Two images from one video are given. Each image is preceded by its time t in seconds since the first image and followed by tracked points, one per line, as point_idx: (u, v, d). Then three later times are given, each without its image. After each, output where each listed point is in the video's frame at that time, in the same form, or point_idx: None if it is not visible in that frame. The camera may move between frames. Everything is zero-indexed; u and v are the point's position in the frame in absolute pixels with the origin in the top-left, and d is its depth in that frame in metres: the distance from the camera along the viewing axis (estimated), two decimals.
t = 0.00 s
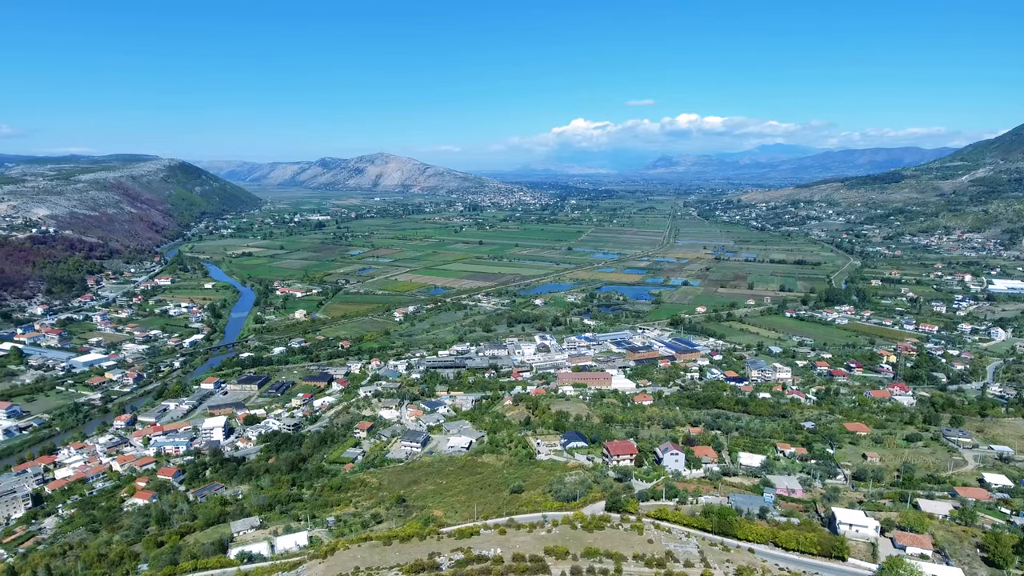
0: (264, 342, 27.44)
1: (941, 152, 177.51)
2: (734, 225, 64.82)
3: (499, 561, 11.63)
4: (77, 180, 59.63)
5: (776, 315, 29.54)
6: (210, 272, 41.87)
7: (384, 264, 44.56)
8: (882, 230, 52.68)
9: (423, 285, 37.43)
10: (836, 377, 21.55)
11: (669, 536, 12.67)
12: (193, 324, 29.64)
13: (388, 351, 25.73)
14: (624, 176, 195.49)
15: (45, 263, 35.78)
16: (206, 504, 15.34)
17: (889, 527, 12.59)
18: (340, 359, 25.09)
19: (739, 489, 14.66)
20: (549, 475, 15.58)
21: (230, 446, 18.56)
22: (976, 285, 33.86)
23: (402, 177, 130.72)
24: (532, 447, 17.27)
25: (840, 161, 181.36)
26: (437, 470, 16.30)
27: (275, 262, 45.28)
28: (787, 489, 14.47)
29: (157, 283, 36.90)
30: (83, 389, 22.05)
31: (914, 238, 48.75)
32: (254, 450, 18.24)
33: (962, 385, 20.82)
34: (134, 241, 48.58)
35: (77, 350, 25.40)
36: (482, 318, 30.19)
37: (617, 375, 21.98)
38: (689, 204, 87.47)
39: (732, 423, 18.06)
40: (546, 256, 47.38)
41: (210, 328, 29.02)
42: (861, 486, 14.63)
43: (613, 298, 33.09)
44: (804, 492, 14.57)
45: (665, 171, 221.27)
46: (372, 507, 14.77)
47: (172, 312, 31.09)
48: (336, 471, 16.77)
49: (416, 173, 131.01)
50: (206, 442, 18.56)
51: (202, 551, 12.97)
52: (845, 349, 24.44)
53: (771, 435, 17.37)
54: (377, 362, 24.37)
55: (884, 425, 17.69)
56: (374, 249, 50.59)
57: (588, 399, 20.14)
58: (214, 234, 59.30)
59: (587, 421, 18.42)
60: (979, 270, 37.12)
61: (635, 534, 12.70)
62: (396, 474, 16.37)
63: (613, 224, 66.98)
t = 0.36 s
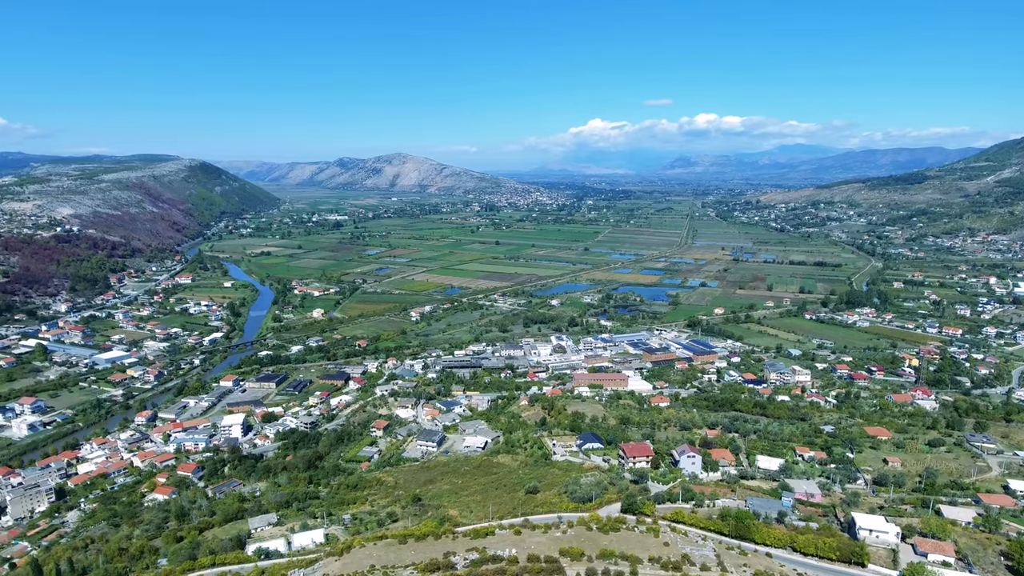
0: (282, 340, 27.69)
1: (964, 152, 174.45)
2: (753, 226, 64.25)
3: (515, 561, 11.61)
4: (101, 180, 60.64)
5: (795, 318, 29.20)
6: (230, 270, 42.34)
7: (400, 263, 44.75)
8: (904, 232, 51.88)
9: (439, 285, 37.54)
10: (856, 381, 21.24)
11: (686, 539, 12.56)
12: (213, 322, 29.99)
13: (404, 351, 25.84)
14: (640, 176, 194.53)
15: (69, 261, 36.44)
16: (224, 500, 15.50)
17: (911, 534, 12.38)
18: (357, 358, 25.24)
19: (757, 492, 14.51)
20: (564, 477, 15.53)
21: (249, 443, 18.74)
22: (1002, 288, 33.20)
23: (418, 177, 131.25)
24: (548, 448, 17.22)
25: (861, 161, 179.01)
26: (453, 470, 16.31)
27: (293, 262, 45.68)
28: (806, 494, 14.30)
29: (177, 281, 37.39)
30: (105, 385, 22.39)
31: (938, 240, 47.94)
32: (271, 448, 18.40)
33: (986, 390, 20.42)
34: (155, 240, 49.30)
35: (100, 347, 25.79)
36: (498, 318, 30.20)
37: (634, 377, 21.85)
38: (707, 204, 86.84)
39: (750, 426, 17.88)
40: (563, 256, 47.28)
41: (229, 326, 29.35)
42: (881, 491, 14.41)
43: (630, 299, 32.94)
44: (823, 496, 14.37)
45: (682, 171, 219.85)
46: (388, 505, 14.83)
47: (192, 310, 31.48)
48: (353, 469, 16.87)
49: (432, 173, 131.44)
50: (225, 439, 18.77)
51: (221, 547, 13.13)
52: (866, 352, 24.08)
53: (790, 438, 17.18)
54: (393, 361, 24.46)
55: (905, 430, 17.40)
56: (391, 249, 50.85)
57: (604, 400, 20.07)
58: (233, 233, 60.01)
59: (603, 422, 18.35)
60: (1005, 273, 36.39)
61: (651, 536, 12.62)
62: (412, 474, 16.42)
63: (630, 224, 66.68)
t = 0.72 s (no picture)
0: (301, 339, 27.93)
1: (990, 152, 171.21)
2: (772, 226, 63.60)
3: (530, 562, 11.59)
4: (124, 179, 61.64)
5: (815, 320, 28.85)
6: (249, 269, 42.80)
7: (417, 263, 44.90)
8: (928, 233, 51.00)
9: (456, 285, 37.64)
10: (878, 384, 20.92)
11: (703, 543, 12.45)
12: (232, 321, 30.34)
13: (421, 350, 25.94)
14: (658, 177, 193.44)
15: (93, 260, 37.07)
16: (243, 496, 15.67)
17: (933, 541, 12.15)
18: (374, 358, 25.36)
19: (775, 496, 14.34)
20: (580, 478, 15.48)
21: (267, 440, 18.92)
22: None
23: (435, 177, 131.72)
24: (564, 449, 17.18)
25: (883, 161, 176.41)
26: (469, 470, 16.33)
27: (312, 261, 46.09)
28: (825, 498, 14.10)
29: (198, 280, 37.89)
30: (128, 382, 22.75)
31: (963, 242, 47.07)
32: (289, 445, 18.56)
33: (1013, 395, 20.00)
34: (177, 239, 50.02)
35: (123, 344, 26.22)
36: (515, 319, 30.20)
37: (651, 378, 21.72)
38: (725, 205, 86.15)
39: (769, 429, 17.69)
40: (580, 257, 47.14)
41: (248, 325, 29.67)
42: (903, 497, 14.16)
43: (648, 299, 32.77)
44: (843, 501, 14.16)
45: (699, 172, 218.29)
46: (404, 504, 14.88)
47: (212, 308, 31.87)
48: (370, 468, 16.95)
49: (449, 174, 131.80)
50: (244, 436, 18.96)
51: (239, 543, 13.25)
52: (888, 355, 23.71)
53: (809, 442, 16.96)
54: (410, 360, 24.57)
55: (928, 434, 17.09)
56: (408, 249, 51.06)
57: (621, 401, 19.97)
58: (253, 233, 60.70)
59: (620, 424, 18.26)
60: None
61: (668, 539, 12.52)
62: (428, 472, 16.47)
63: (647, 225, 66.36)
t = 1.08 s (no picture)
0: (323, 337, 28.20)
1: None
2: (798, 228, 62.73)
3: (550, 563, 11.55)
4: (152, 179, 62.84)
5: (842, 323, 28.36)
6: (273, 268, 43.35)
7: (439, 263, 45.08)
8: (959, 235, 49.88)
9: (478, 285, 37.72)
10: (906, 389, 20.50)
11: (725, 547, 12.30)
12: (257, 319, 30.74)
13: (442, 350, 26.02)
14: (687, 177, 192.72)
15: (123, 258, 37.84)
16: (266, 492, 15.86)
17: (963, 550, 11.85)
18: (395, 357, 25.53)
19: (799, 502, 14.11)
20: (601, 479, 15.40)
21: (290, 437, 19.13)
22: None
23: (456, 177, 132.15)
24: (585, 450, 17.10)
25: (912, 162, 172.95)
26: (489, 470, 16.35)
27: (335, 260, 46.56)
28: (851, 505, 13.84)
29: (224, 278, 38.46)
30: (155, 378, 23.17)
31: (996, 244, 45.94)
32: (312, 442, 18.74)
33: None
34: (203, 238, 50.86)
35: (150, 341, 26.71)
36: (537, 319, 30.18)
37: (673, 380, 21.53)
38: (750, 206, 85.12)
39: (793, 433, 17.43)
40: (602, 258, 46.92)
41: (272, 323, 30.04)
42: (932, 504, 13.85)
43: (670, 301, 32.51)
44: (869, 508, 13.89)
45: (722, 172, 216.13)
46: (424, 503, 14.95)
47: (237, 307, 32.33)
48: (390, 466, 17.05)
49: (470, 174, 132.15)
50: (267, 433, 19.19)
51: (261, 538, 13.41)
52: (917, 360, 23.23)
53: (835, 447, 16.67)
54: (431, 360, 24.67)
55: (958, 441, 16.70)
56: (430, 249, 51.31)
57: (642, 403, 19.83)
58: (277, 232, 61.48)
59: (641, 426, 18.13)
60: None
61: (689, 542, 12.39)
62: (448, 472, 16.51)
63: (670, 225, 65.87)
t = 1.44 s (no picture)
0: (343, 336, 28.43)
1: None
2: (822, 229, 61.91)
3: (567, 565, 11.51)
4: (177, 179, 63.84)
5: (866, 326, 27.91)
6: (294, 267, 43.80)
7: (459, 263, 45.19)
8: (989, 237, 48.80)
9: (497, 285, 37.77)
10: (933, 394, 20.10)
11: (745, 552, 12.15)
12: (278, 317, 31.08)
13: (461, 350, 26.08)
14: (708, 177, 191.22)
15: (148, 256, 38.49)
16: (286, 489, 16.02)
17: (991, 559, 11.57)
18: (414, 356, 25.65)
19: (822, 507, 13.90)
20: (619, 481, 15.31)
21: (310, 435, 19.31)
22: None
23: (475, 177, 132.44)
24: (603, 452, 17.02)
25: (940, 162, 169.66)
26: (507, 470, 16.35)
27: (355, 260, 46.94)
28: (874, 511, 13.60)
29: (246, 277, 38.93)
30: (178, 375, 23.53)
31: None
32: (331, 440, 18.88)
33: None
34: (226, 237, 51.57)
35: (174, 339, 27.13)
36: (556, 320, 30.12)
37: (693, 383, 21.35)
38: (772, 207, 84.13)
39: (815, 437, 17.20)
40: (622, 258, 46.69)
41: (293, 321, 30.35)
42: (959, 512, 13.55)
43: (691, 302, 32.27)
44: (893, 514, 13.63)
45: (746, 172, 214.02)
46: (442, 502, 14.98)
47: (259, 305, 32.72)
48: (409, 465, 17.11)
49: (490, 174, 132.30)
50: (287, 430, 19.38)
51: (281, 534, 13.54)
52: (944, 364, 22.77)
53: (858, 452, 16.40)
54: (450, 359, 24.73)
55: (987, 448, 16.32)
56: (449, 249, 51.46)
57: (661, 405, 19.68)
58: (299, 232, 62.13)
59: (660, 428, 18.00)
60: None
61: (708, 546, 12.27)
62: (466, 471, 16.54)
63: (691, 226, 65.39)
